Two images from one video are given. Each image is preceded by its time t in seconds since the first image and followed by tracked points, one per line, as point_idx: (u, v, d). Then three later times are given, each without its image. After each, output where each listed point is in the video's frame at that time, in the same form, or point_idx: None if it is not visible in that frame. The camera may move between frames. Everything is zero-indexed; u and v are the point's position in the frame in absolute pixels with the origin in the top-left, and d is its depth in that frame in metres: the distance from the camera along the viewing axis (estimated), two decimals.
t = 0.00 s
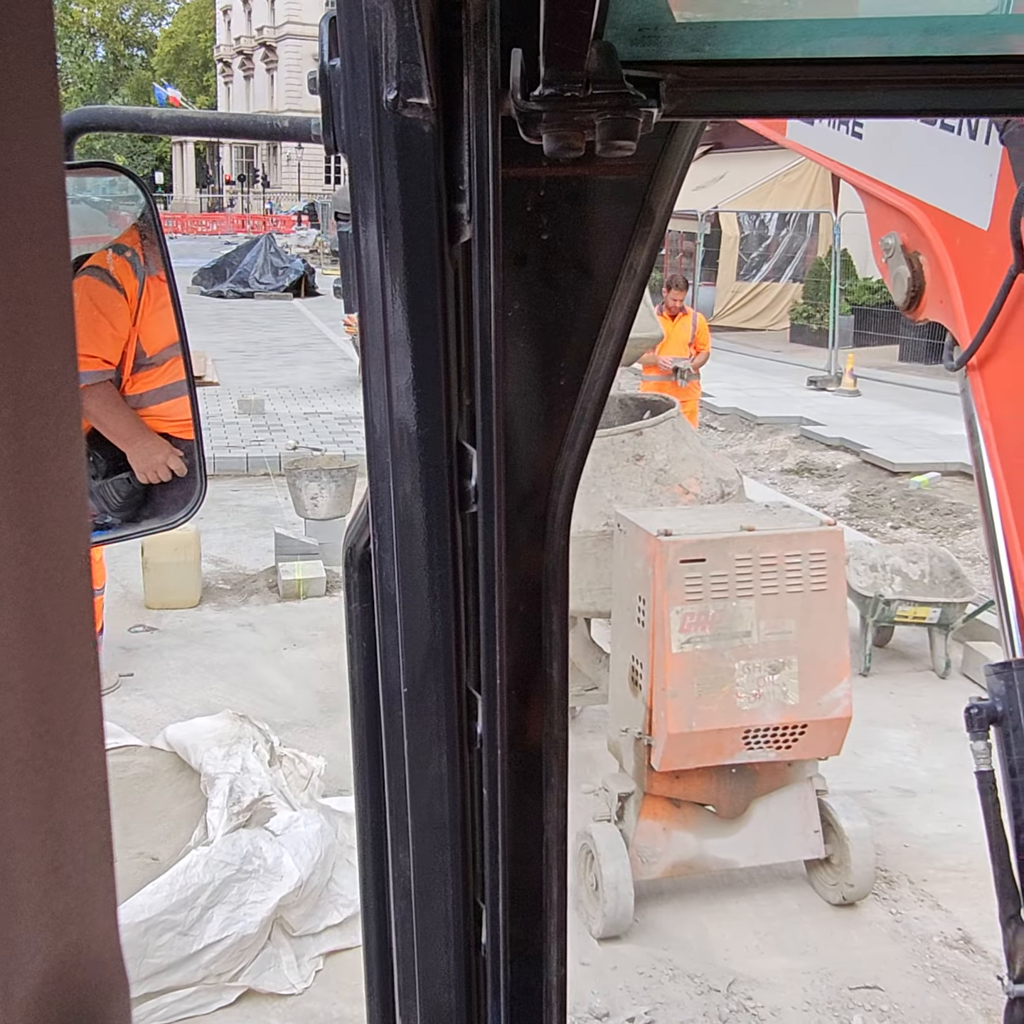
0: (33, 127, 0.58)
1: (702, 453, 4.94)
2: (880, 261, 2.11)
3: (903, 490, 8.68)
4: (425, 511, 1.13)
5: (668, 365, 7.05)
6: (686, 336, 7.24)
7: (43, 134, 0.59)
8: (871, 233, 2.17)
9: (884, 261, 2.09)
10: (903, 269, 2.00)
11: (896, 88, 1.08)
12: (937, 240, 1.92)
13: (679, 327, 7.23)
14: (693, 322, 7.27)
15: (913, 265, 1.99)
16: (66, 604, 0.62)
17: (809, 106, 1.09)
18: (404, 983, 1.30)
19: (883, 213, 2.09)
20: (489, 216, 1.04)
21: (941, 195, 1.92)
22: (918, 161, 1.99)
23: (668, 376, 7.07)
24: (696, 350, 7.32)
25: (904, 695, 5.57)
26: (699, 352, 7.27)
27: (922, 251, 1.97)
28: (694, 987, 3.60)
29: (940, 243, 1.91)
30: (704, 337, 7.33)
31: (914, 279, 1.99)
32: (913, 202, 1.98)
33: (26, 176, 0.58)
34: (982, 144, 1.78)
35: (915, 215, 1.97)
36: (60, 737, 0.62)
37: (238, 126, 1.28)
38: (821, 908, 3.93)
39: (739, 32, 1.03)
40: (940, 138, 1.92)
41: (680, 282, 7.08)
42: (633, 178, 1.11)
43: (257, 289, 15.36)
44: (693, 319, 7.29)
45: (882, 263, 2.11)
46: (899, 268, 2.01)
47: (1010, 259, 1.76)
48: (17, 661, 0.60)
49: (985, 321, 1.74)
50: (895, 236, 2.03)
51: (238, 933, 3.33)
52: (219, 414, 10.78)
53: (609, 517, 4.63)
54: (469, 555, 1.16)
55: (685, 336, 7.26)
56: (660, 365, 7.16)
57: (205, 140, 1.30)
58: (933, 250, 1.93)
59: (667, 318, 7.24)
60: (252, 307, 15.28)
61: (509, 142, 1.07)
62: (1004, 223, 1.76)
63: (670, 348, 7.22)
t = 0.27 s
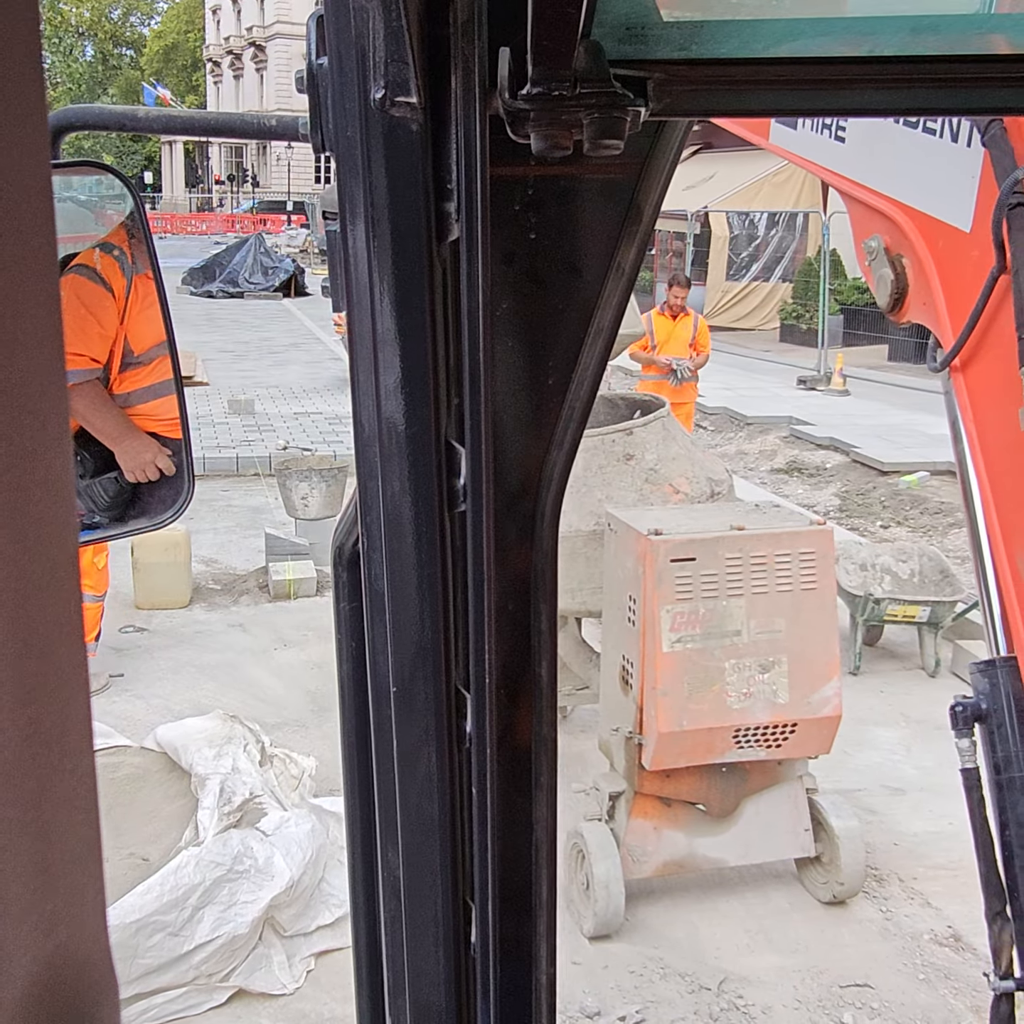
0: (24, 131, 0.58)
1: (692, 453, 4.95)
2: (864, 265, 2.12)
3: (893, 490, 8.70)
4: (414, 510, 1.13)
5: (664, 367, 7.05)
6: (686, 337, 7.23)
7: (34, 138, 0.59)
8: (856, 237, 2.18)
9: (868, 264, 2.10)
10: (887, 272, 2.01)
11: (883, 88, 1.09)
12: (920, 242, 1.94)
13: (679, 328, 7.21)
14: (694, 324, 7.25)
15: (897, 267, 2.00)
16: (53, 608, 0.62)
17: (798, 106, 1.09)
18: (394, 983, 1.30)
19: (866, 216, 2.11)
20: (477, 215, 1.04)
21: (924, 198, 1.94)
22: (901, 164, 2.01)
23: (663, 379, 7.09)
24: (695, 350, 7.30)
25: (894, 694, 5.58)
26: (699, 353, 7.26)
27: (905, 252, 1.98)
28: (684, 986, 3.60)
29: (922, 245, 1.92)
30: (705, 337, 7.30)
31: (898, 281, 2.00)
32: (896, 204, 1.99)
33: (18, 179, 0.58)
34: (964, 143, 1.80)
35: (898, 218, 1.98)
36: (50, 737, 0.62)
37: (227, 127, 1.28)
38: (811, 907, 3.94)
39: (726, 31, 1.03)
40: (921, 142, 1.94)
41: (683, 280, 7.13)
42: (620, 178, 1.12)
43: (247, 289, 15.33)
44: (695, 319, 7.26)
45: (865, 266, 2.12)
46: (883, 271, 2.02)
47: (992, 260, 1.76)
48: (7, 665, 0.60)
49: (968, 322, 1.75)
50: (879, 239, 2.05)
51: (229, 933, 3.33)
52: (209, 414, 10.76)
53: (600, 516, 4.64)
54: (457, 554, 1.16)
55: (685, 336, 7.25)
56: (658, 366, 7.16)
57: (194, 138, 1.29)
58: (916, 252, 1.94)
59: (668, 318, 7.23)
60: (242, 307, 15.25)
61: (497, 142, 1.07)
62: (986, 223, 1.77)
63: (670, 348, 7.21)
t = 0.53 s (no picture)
0: (14, 129, 0.58)
1: (683, 453, 4.97)
2: (854, 271, 2.12)
3: (884, 490, 8.72)
4: (410, 510, 1.13)
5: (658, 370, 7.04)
6: (683, 337, 7.18)
7: (25, 137, 0.59)
8: (846, 243, 2.18)
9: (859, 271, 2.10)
10: (878, 278, 2.02)
11: (876, 89, 1.09)
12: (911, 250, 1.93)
13: (675, 329, 7.19)
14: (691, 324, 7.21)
15: (888, 274, 2.00)
16: (47, 606, 0.62)
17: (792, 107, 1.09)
18: (390, 984, 1.30)
19: (857, 223, 2.10)
20: (471, 218, 1.03)
21: (915, 205, 1.94)
22: (891, 171, 2.00)
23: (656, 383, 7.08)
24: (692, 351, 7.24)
25: (885, 693, 5.59)
26: (695, 354, 7.22)
27: (895, 259, 1.98)
28: (676, 986, 3.60)
29: (913, 252, 1.92)
30: (701, 338, 7.25)
31: (889, 288, 2.00)
32: (887, 210, 2.00)
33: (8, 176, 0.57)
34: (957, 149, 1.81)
35: (888, 225, 1.98)
36: (41, 737, 0.62)
37: (222, 127, 1.27)
38: (802, 906, 3.94)
39: (723, 31, 1.02)
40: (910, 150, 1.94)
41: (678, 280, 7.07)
42: (615, 178, 1.12)
43: (238, 288, 15.29)
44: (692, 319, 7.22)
45: (854, 271, 2.12)
46: (875, 277, 2.03)
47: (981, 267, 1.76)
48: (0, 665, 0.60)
49: (958, 328, 1.76)
50: (869, 246, 2.05)
51: (220, 935, 3.32)
52: (200, 414, 10.72)
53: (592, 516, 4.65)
54: (452, 554, 1.16)
55: (681, 336, 7.21)
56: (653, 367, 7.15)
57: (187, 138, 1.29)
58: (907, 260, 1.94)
59: (664, 318, 7.21)
60: (233, 307, 15.21)
61: (492, 142, 1.07)
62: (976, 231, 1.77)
63: (666, 348, 7.19)
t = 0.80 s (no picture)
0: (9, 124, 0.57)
1: (676, 453, 4.99)
2: (851, 276, 2.11)
3: (876, 489, 8.73)
4: (410, 510, 1.12)
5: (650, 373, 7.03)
6: (674, 339, 7.21)
7: (21, 131, 0.58)
8: (841, 249, 2.18)
9: (855, 276, 2.10)
10: (876, 283, 2.01)
11: (876, 88, 1.08)
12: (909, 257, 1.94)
13: (665, 331, 7.21)
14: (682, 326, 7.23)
15: (885, 278, 2.00)
16: (47, 602, 0.61)
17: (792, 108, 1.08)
18: (390, 984, 1.29)
19: (853, 228, 2.10)
20: (471, 218, 1.03)
21: (913, 209, 1.94)
22: (888, 176, 2.01)
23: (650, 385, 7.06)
24: (684, 352, 7.26)
25: (878, 693, 5.60)
26: (687, 355, 7.22)
27: (893, 264, 1.98)
28: (670, 986, 3.60)
29: (912, 257, 1.93)
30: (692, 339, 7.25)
31: (887, 294, 2.00)
32: (884, 215, 1.99)
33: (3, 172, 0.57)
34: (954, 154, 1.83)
35: (886, 231, 1.98)
36: (40, 736, 0.61)
37: (220, 127, 1.26)
38: (796, 906, 3.95)
39: (722, 31, 1.02)
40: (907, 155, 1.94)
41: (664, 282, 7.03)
42: (615, 178, 1.11)
43: (229, 288, 15.27)
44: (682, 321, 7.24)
45: (853, 275, 2.11)
46: (872, 282, 2.02)
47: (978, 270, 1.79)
48: None
49: (956, 331, 1.76)
50: (866, 251, 2.04)
51: (212, 937, 3.31)
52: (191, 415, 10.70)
53: (584, 516, 4.68)
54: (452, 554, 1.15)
55: (672, 338, 7.22)
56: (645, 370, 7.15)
57: (181, 138, 1.29)
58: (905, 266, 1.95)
59: (654, 321, 7.24)
60: (224, 307, 15.19)
61: (492, 142, 1.07)
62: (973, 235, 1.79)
63: (657, 350, 7.19)
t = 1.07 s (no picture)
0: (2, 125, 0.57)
1: (670, 453, 5.01)
2: (845, 283, 2.11)
3: (869, 489, 8.74)
4: (407, 509, 1.12)
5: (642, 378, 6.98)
6: (659, 339, 7.22)
7: (17, 132, 0.58)
8: (836, 255, 2.18)
9: (849, 283, 2.10)
10: (868, 288, 2.01)
11: (870, 89, 1.09)
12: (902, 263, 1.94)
13: (651, 331, 7.19)
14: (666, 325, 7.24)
15: (878, 285, 1.99)
16: (45, 601, 0.61)
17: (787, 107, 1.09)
18: (387, 982, 1.29)
19: (847, 235, 2.10)
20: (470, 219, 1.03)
21: (906, 217, 1.94)
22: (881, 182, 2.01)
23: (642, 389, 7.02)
24: (671, 350, 7.27)
25: (871, 692, 5.61)
26: (675, 353, 7.23)
27: (886, 270, 1.98)
28: (663, 986, 3.60)
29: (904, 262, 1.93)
30: (678, 336, 7.26)
31: (879, 299, 1.99)
32: (877, 223, 2.00)
33: None
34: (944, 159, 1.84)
35: (877, 236, 1.99)
36: (38, 737, 0.61)
37: (215, 127, 1.26)
38: (789, 906, 3.95)
39: (721, 32, 1.02)
40: (899, 162, 1.95)
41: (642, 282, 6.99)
42: (613, 178, 1.11)
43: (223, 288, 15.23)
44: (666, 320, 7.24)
45: (846, 283, 2.12)
46: (864, 288, 2.02)
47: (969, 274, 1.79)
48: None
49: (947, 337, 1.76)
50: (859, 258, 2.05)
51: (205, 939, 3.29)
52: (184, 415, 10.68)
53: (578, 517, 4.68)
54: (449, 554, 1.15)
55: (658, 338, 7.23)
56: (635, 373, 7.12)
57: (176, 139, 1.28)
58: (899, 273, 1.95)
59: (638, 322, 7.20)
60: (217, 307, 15.16)
61: (489, 142, 1.06)
62: (964, 239, 1.80)
63: (645, 352, 7.19)
